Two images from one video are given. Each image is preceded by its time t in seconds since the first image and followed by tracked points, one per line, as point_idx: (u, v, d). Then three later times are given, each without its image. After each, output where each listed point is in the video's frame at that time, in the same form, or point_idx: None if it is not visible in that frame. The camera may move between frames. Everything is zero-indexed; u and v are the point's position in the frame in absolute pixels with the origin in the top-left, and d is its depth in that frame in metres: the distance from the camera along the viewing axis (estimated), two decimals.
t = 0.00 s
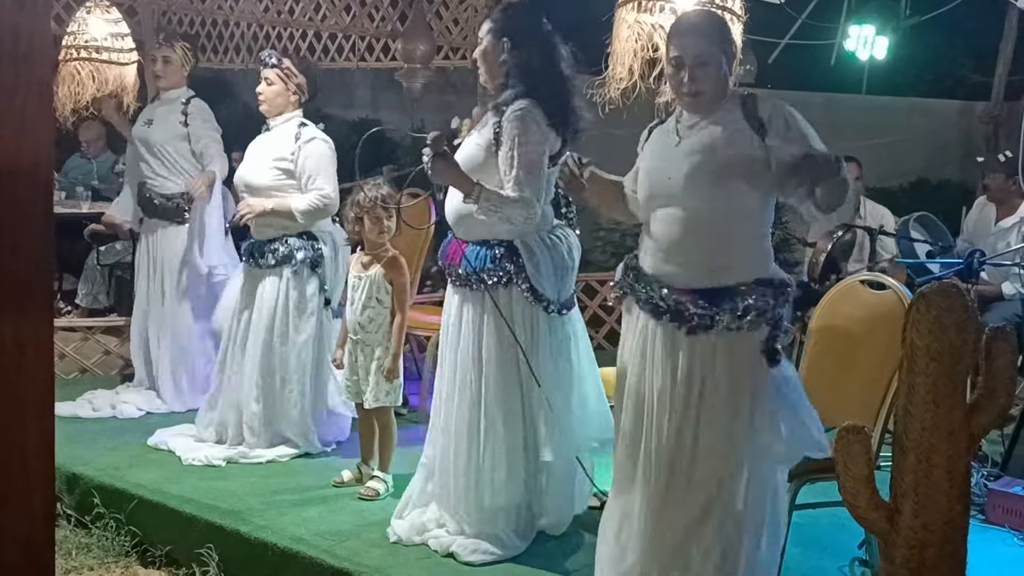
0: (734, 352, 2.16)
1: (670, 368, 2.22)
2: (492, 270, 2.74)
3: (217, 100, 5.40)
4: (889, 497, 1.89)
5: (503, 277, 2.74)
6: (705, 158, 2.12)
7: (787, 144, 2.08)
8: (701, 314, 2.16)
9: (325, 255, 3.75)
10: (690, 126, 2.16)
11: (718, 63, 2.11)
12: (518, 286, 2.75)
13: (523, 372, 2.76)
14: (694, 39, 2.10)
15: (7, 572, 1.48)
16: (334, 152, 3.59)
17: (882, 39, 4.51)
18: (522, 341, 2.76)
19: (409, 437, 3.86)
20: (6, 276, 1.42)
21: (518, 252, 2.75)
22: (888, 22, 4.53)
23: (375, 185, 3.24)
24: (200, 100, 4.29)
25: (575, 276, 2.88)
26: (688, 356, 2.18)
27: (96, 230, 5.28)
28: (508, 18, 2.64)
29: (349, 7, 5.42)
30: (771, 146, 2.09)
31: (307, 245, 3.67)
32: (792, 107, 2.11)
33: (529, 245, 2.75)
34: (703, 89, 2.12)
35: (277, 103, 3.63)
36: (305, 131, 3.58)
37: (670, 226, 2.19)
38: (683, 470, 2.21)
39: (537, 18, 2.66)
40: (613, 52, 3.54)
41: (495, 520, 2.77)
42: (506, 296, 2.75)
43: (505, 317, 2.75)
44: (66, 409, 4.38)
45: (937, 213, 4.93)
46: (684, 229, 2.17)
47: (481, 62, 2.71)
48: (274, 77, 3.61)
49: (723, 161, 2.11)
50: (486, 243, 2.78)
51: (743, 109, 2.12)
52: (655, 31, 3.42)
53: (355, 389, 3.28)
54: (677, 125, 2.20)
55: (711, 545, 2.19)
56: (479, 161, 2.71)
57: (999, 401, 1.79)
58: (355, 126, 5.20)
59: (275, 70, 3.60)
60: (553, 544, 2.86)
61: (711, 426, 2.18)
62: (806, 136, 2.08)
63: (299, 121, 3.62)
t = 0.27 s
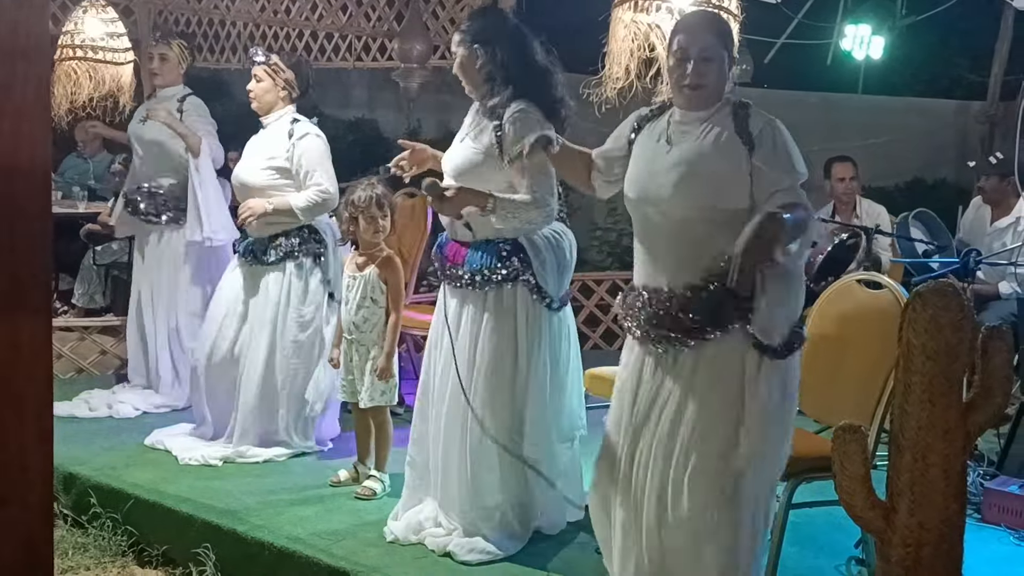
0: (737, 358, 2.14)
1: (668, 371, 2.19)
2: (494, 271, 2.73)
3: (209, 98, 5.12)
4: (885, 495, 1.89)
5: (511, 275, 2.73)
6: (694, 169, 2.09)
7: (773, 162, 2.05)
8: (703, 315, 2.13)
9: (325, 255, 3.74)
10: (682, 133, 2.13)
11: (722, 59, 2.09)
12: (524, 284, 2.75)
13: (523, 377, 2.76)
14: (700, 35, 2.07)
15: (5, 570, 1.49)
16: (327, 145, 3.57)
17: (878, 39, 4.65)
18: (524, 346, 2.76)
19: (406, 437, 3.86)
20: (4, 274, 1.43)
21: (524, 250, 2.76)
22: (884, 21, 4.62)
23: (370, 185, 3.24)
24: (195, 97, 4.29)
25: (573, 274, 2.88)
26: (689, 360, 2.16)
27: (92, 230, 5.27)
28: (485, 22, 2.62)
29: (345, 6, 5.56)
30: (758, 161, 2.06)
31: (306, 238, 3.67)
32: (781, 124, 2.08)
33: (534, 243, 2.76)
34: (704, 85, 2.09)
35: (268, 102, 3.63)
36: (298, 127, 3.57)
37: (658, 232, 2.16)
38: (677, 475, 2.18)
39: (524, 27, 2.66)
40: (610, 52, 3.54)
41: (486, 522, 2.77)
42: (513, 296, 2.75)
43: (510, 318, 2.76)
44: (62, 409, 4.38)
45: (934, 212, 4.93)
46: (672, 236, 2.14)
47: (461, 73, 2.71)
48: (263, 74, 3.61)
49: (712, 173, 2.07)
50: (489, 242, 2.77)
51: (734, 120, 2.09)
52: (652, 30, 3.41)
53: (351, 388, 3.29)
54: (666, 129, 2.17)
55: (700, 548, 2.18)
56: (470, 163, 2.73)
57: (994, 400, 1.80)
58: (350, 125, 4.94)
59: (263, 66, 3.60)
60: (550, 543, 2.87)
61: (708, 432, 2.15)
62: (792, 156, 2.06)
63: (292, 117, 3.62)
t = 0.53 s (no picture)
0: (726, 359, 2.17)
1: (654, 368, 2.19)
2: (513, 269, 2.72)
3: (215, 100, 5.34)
4: (885, 494, 1.89)
5: (529, 273, 2.75)
6: (709, 177, 2.09)
7: (783, 161, 2.08)
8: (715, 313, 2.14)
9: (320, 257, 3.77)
10: (689, 138, 2.12)
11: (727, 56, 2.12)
12: (539, 281, 2.78)
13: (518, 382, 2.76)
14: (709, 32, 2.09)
15: (5, 570, 1.49)
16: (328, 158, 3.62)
17: (876, 38, 4.65)
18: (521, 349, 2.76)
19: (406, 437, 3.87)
20: (5, 274, 1.43)
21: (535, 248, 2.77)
22: (882, 21, 4.70)
23: (366, 185, 3.24)
24: (204, 102, 4.28)
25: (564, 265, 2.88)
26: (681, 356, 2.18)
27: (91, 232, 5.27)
28: (471, 33, 2.65)
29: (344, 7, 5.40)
30: (771, 162, 2.08)
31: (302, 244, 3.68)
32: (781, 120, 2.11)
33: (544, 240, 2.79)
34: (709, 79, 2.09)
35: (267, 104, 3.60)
36: (300, 138, 3.58)
37: (671, 241, 2.16)
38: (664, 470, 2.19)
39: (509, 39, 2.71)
40: (610, 52, 3.56)
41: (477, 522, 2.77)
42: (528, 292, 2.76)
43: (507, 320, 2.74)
44: (62, 409, 4.38)
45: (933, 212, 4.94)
46: (689, 246, 2.14)
47: (446, 83, 2.71)
48: (256, 82, 3.57)
49: (727, 181, 2.09)
50: (502, 241, 2.75)
51: (737, 122, 2.10)
52: (651, 30, 3.41)
53: (350, 389, 3.30)
54: (667, 139, 2.16)
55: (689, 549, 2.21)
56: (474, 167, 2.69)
57: (994, 399, 1.80)
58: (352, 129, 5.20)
59: (255, 74, 3.57)
60: (549, 543, 2.87)
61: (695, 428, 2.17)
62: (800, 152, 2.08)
63: (291, 126, 3.62)
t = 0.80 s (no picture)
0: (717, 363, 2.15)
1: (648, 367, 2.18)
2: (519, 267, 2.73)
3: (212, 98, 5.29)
4: (882, 494, 1.90)
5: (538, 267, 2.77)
6: (717, 160, 2.09)
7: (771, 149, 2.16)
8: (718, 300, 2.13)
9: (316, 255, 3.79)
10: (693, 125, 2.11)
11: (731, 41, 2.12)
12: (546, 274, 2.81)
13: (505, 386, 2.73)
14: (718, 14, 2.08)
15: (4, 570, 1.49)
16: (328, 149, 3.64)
17: (875, 37, 4.62)
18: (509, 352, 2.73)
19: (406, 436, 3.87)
20: (4, 276, 1.42)
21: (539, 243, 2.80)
22: (881, 20, 4.67)
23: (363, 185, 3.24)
24: (202, 97, 4.26)
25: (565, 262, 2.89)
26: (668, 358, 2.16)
27: (89, 231, 5.26)
28: (452, 38, 2.65)
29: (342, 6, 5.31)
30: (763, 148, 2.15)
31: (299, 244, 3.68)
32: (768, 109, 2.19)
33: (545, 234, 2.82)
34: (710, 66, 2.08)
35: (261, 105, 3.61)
36: (300, 131, 3.59)
37: (682, 227, 2.12)
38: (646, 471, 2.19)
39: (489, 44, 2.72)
40: (609, 51, 3.57)
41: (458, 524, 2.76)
42: (532, 288, 2.76)
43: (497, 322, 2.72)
44: (61, 409, 4.38)
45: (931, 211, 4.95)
46: (700, 231, 2.12)
47: (430, 93, 2.70)
48: (247, 81, 3.56)
49: (735, 167, 2.11)
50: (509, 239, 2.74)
51: (734, 108, 2.13)
52: (649, 30, 3.43)
53: (350, 388, 3.31)
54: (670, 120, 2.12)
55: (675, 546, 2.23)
56: (479, 165, 2.68)
57: (992, 398, 1.81)
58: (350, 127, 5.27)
59: (243, 72, 3.55)
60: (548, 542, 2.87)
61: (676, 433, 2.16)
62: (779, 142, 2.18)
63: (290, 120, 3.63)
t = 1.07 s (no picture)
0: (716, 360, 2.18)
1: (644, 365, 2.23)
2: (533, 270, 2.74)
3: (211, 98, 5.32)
4: (880, 493, 1.90)
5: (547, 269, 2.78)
6: (716, 170, 2.10)
7: (777, 158, 2.14)
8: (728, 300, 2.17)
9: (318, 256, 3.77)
10: (690, 137, 2.12)
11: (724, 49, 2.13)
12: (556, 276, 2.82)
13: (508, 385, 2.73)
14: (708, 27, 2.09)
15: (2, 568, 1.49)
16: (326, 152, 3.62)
17: (874, 37, 4.54)
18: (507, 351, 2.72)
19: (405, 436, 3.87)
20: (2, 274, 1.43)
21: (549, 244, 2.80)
22: (879, 20, 4.55)
23: (361, 188, 3.26)
24: (197, 102, 4.24)
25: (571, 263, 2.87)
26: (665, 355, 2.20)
27: (88, 231, 5.26)
28: (437, 53, 2.67)
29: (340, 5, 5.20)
30: (769, 158, 2.13)
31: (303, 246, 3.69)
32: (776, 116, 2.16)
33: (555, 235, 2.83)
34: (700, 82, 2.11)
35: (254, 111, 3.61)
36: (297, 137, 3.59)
37: (680, 239, 2.15)
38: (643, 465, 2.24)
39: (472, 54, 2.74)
40: (608, 51, 3.57)
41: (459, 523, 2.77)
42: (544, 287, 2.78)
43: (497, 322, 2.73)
44: (59, 409, 4.38)
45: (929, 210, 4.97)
46: (699, 243, 2.14)
47: (417, 111, 2.73)
48: (240, 90, 3.56)
49: (735, 176, 2.11)
50: (519, 240, 2.75)
51: (737, 118, 2.12)
52: (649, 30, 3.42)
53: (349, 388, 3.32)
54: (665, 135, 2.14)
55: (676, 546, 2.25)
56: (482, 174, 2.70)
57: (989, 397, 1.81)
58: (348, 124, 5.52)
59: (234, 79, 3.56)
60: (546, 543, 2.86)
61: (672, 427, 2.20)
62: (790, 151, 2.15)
63: (286, 126, 3.63)
